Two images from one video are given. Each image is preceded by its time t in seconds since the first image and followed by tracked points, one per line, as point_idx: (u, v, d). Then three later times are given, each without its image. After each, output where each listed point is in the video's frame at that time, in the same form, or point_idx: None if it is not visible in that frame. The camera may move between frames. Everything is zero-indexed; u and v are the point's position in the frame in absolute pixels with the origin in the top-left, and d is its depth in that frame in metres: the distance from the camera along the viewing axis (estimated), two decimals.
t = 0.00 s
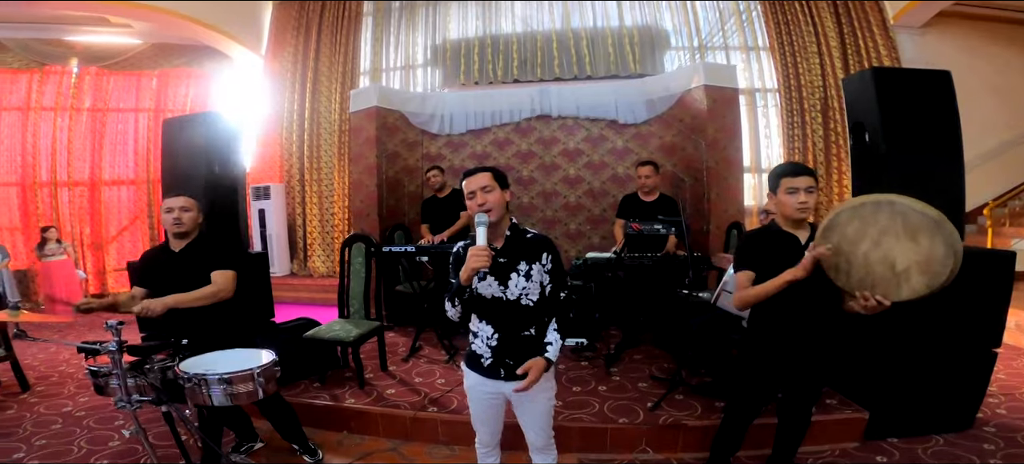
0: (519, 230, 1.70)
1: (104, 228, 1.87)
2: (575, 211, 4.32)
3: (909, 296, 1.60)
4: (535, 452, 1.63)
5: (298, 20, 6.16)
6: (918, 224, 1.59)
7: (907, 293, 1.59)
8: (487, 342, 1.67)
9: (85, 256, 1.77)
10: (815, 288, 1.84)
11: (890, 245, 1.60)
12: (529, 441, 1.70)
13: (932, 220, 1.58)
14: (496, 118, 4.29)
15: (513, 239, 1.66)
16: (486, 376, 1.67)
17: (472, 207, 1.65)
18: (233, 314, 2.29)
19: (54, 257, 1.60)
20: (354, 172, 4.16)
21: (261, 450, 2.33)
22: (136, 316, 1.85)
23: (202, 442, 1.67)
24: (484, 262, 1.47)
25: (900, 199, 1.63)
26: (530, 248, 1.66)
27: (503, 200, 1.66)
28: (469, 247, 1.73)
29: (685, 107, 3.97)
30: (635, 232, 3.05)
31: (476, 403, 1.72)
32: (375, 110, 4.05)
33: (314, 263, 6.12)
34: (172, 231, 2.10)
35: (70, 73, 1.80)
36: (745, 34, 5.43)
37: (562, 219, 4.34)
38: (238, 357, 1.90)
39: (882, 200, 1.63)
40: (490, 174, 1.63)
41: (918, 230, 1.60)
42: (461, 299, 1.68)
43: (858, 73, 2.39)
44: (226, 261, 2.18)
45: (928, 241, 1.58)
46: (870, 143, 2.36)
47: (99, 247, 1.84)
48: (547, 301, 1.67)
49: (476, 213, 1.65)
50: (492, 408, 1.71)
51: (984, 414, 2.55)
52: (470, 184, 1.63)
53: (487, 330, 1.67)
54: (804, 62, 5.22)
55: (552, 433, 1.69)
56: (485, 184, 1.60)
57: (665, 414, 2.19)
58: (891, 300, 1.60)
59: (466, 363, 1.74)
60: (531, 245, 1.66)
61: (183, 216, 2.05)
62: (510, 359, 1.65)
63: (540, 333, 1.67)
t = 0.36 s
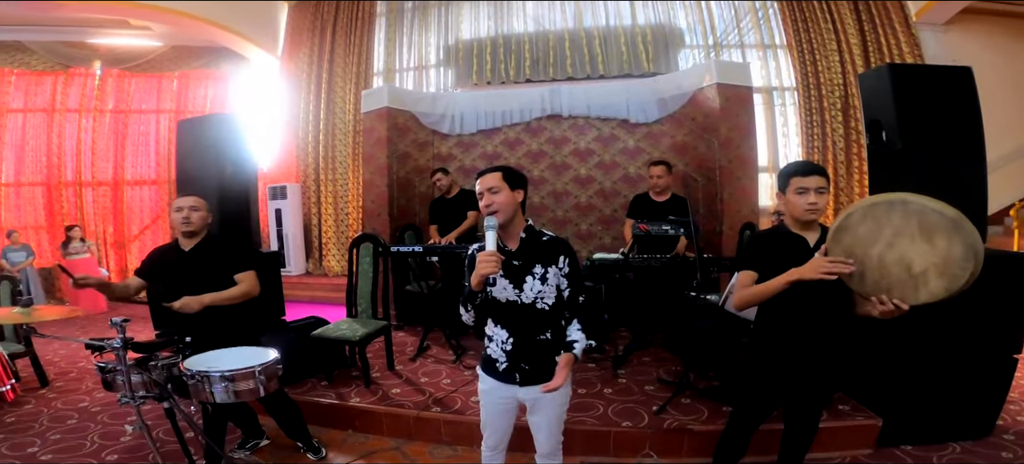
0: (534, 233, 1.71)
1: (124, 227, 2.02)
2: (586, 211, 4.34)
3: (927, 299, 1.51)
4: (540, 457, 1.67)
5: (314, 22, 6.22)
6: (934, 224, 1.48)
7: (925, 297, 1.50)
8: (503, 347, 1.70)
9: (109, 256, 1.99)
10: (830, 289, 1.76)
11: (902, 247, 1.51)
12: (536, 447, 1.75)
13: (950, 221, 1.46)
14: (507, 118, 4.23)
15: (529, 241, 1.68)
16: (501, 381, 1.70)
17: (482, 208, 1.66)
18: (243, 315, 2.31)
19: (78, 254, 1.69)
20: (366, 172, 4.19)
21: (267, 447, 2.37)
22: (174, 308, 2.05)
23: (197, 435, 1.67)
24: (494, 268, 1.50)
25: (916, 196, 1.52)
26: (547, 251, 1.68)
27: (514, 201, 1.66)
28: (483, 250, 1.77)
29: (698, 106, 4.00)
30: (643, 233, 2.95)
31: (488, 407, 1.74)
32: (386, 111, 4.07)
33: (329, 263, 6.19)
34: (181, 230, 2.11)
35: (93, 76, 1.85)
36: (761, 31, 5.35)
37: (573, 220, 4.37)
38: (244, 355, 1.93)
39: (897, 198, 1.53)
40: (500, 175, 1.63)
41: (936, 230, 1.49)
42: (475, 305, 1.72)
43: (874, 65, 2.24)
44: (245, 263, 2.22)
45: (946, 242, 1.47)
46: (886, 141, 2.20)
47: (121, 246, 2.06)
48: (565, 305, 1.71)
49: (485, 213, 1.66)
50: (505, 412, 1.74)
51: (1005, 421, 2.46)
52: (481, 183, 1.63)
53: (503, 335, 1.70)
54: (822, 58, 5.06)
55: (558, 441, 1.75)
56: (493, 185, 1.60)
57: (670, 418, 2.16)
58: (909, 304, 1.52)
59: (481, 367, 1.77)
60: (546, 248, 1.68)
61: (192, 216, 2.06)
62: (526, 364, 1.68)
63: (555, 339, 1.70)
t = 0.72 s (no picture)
0: (546, 233, 1.67)
1: (148, 225, 1.68)
2: (598, 209, 4.35)
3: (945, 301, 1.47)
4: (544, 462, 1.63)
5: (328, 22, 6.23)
6: (947, 223, 1.43)
7: (940, 298, 1.47)
8: (511, 349, 1.66)
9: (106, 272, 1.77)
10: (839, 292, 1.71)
11: (915, 248, 1.48)
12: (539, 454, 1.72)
13: (965, 218, 1.41)
14: (516, 117, 4.03)
15: (541, 241, 1.65)
16: (509, 383, 1.66)
17: (490, 207, 1.61)
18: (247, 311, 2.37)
19: (100, 254, 1.53)
20: (376, 171, 4.20)
21: (272, 444, 2.39)
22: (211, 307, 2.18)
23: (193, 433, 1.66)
24: (500, 269, 1.47)
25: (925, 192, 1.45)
26: (557, 252, 1.64)
27: (524, 202, 1.61)
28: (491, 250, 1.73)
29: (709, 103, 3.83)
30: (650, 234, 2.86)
31: (493, 411, 1.70)
32: (396, 111, 4.06)
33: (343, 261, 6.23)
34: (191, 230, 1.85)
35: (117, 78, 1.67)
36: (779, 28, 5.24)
37: (583, 219, 4.32)
38: (247, 351, 1.98)
39: (907, 196, 1.46)
40: (512, 173, 1.57)
41: (949, 230, 1.45)
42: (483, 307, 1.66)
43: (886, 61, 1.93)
44: (259, 262, 2.25)
45: (959, 241, 1.43)
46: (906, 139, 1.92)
47: (143, 245, 1.67)
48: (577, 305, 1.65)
49: (493, 211, 1.61)
50: (511, 416, 1.69)
51: None
52: (491, 182, 1.57)
53: (512, 337, 1.66)
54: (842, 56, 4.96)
55: (560, 447, 1.70)
56: (503, 184, 1.54)
57: (675, 422, 2.12)
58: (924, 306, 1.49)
59: (490, 370, 1.73)
60: (558, 249, 1.64)
61: (201, 216, 1.77)
62: (535, 367, 1.64)
63: (565, 341, 1.66)
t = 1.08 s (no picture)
0: (547, 233, 1.56)
1: (168, 224, 1.99)
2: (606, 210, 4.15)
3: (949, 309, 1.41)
4: None
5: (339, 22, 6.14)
6: (951, 225, 1.39)
7: (943, 306, 1.41)
8: (508, 352, 1.56)
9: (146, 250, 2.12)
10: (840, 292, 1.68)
11: (919, 251, 1.43)
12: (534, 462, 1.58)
13: (971, 222, 1.36)
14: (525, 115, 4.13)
15: (542, 242, 1.54)
16: (505, 387, 1.56)
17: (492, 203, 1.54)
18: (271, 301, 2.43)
19: (120, 251, 1.69)
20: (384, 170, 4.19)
21: (273, 441, 2.40)
22: (215, 311, 2.30)
23: (181, 435, 1.66)
24: (495, 271, 1.40)
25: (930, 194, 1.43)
26: (559, 254, 1.53)
27: (529, 199, 1.54)
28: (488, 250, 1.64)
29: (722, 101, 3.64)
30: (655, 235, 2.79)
31: (488, 414, 1.59)
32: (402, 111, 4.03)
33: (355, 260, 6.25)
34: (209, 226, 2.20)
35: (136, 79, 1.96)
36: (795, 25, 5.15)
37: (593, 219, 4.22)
38: (245, 350, 2.06)
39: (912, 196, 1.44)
40: (517, 170, 1.51)
41: (954, 233, 1.40)
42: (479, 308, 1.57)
43: (901, 57, 2.19)
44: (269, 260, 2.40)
45: (965, 245, 1.38)
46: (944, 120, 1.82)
47: (163, 243, 1.99)
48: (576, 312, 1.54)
49: (496, 208, 1.54)
50: (506, 421, 1.59)
51: None
52: (495, 177, 1.51)
53: (509, 340, 1.57)
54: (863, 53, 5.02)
55: (558, 452, 1.57)
56: (505, 179, 1.46)
57: (676, 427, 2.07)
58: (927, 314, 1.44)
59: (487, 373, 1.63)
60: (559, 251, 1.53)
61: (214, 215, 2.10)
62: (531, 371, 1.53)
63: (565, 345, 1.55)
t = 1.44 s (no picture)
0: (545, 236, 1.44)
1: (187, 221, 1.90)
2: (616, 210, 4.14)
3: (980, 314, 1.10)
4: None
5: (353, 23, 6.19)
6: (953, 216, 1.11)
7: (966, 309, 1.11)
8: (500, 358, 1.44)
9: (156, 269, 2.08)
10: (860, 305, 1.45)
11: (929, 250, 1.15)
12: None
13: (975, 210, 1.09)
14: (533, 115, 4.18)
15: (539, 246, 1.42)
16: (498, 395, 1.44)
17: (493, 202, 1.43)
18: (278, 304, 2.34)
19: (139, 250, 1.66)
20: (393, 170, 4.20)
21: (274, 440, 2.40)
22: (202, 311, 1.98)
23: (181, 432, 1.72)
24: (488, 275, 1.29)
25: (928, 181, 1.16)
26: (556, 258, 1.40)
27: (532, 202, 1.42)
28: (483, 253, 1.52)
29: (733, 99, 3.69)
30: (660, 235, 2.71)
31: (482, 422, 1.48)
32: (411, 111, 4.05)
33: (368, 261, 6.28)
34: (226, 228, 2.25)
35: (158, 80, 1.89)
36: (813, 23, 5.23)
37: (602, 220, 4.18)
38: (242, 349, 2.06)
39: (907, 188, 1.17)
40: (522, 169, 1.41)
41: (963, 223, 1.11)
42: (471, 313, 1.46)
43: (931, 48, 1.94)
44: (274, 260, 2.29)
45: (977, 236, 1.09)
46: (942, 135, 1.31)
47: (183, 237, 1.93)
48: (572, 319, 1.41)
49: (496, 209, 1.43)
50: (502, 429, 1.48)
51: None
52: (499, 175, 1.42)
53: (501, 345, 1.44)
54: (884, 51, 4.99)
55: None
56: (513, 176, 1.37)
57: (678, 434, 2.01)
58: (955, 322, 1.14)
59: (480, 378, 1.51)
60: (557, 255, 1.41)
61: (228, 213, 2.21)
62: (524, 378, 1.41)
63: (559, 353, 1.41)
